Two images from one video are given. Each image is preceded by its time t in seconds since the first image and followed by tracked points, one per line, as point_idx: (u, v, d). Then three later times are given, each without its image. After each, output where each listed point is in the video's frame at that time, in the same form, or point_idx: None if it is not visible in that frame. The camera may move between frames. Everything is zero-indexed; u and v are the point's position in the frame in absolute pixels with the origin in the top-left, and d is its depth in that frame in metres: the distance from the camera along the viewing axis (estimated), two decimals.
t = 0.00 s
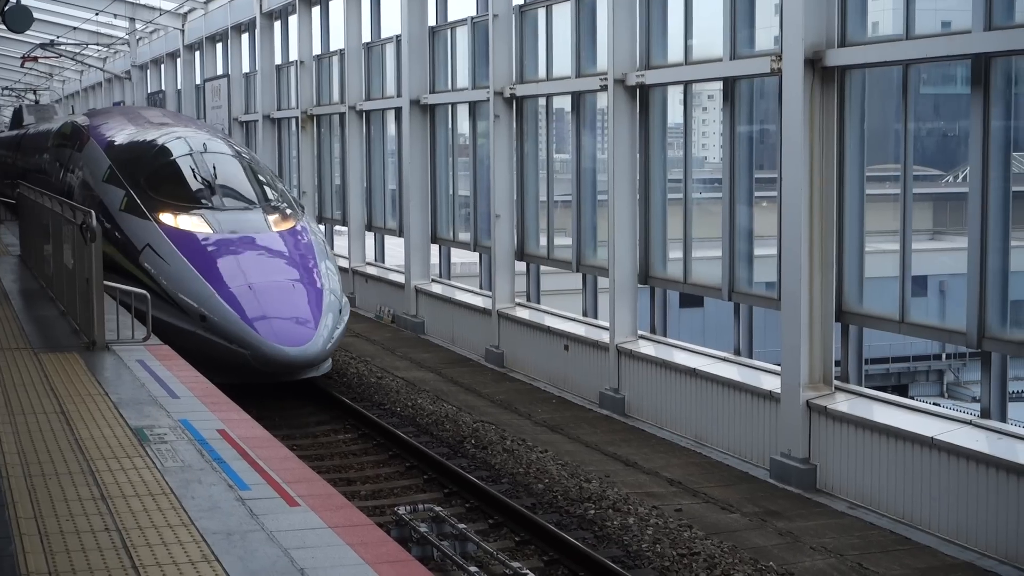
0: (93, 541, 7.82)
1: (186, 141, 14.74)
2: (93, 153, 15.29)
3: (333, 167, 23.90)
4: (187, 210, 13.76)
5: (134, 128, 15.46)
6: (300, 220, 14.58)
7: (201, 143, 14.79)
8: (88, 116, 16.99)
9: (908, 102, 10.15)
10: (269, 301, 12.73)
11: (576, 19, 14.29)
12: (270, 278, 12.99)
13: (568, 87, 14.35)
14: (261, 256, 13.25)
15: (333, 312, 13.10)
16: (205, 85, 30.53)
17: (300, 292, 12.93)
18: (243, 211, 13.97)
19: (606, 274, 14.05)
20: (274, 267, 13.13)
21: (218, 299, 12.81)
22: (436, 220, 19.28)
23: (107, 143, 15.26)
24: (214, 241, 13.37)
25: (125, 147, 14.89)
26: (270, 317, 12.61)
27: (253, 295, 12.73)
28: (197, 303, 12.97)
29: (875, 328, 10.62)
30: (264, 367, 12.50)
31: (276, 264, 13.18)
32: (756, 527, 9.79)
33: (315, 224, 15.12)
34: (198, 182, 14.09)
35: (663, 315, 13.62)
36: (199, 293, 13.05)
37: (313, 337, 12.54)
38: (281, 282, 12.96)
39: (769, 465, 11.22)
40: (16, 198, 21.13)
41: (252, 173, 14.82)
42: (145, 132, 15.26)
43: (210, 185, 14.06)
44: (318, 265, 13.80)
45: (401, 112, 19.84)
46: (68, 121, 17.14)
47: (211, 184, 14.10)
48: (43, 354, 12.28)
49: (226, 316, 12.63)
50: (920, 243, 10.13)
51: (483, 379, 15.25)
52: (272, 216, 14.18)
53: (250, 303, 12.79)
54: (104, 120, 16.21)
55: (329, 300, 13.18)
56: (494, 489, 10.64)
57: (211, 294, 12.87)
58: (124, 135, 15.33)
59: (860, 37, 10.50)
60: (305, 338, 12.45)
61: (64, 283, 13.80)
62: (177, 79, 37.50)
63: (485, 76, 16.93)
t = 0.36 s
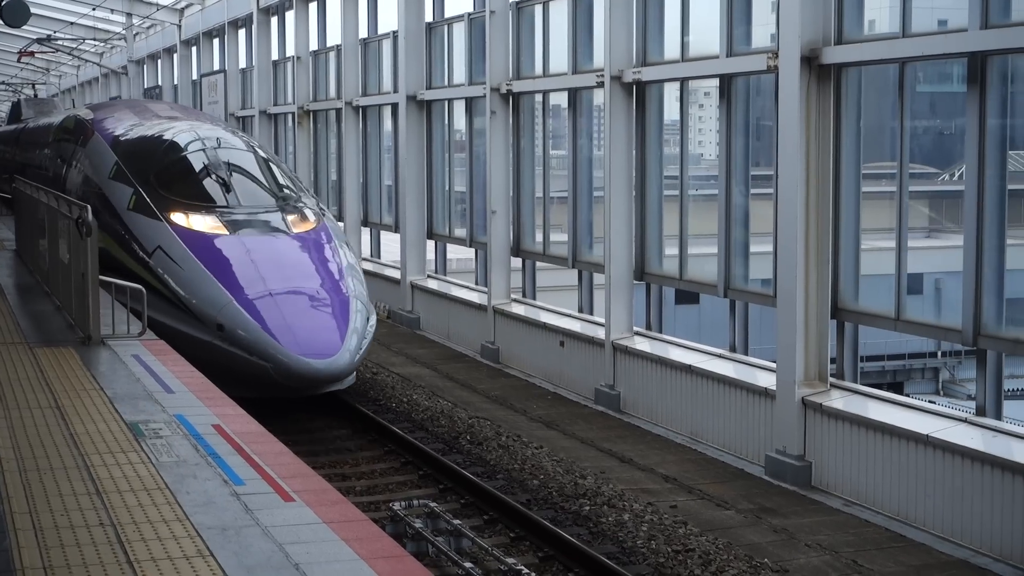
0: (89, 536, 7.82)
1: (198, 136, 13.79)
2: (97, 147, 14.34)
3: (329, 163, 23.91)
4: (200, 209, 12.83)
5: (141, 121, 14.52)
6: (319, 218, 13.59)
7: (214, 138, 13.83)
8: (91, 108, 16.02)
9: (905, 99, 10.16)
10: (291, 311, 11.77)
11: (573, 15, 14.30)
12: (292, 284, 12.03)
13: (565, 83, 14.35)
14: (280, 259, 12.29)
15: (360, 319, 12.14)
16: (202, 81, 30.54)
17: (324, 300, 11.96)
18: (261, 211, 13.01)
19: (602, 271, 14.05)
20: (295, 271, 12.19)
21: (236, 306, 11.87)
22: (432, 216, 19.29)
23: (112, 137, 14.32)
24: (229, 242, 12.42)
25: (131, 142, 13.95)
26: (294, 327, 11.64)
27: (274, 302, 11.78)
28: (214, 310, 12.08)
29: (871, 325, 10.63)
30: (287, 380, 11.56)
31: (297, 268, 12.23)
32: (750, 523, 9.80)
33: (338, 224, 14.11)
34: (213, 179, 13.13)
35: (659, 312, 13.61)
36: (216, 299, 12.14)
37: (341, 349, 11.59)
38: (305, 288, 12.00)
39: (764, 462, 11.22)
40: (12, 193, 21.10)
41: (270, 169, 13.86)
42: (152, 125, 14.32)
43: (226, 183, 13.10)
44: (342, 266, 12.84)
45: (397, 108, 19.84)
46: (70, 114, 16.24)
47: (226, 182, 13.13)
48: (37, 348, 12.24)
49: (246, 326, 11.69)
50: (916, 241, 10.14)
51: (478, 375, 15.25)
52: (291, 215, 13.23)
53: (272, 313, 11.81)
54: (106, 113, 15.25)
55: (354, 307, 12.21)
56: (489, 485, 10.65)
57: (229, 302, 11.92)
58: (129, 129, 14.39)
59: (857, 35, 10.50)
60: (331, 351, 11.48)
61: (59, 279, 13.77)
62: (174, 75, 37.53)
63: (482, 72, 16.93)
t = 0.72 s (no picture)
0: (81, 530, 7.81)
1: (208, 130, 13.06)
2: (100, 141, 13.54)
3: (322, 157, 23.86)
4: (210, 207, 12.05)
5: (145, 113, 13.73)
6: (339, 220, 12.78)
7: (225, 132, 13.12)
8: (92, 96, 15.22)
9: (899, 95, 10.14)
10: (310, 316, 10.85)
11: (567, 11, 14.24)
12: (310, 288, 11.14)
13: (559, 79, 14.31)
14: (297, 263, 11.42)
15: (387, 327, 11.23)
16: (195, 75, 30.48)
17: (346, 305, 11.06)
18: (276, 210, 12.23)
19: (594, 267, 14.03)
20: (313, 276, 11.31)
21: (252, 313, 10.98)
22: (424, 211, 19.27)
23: (114, 131, 13.52)
24: (242, 243, 11.63)
25: (136, 137, 13.16)
26: (314, 334, 10.72)
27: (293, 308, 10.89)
28: (226, 316, 11.20)
29: (864, 322, 10.63)
30: (308, 394, 10.60)
31: (316, 273, 11.36)
32: (742, 520, 9.81)
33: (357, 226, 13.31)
34: (225, 174, 12.41)
35: (651, 309, 13.59)
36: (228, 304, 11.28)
37: (366, 360, 10.64)
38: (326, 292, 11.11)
39: (756, 459, 11.23)
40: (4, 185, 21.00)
41: (284, 164, 13.16)
42: (157, 118, 13.54)
43: (240, 179, 12.40)
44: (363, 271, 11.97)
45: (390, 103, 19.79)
46: (69, 106, 15.31)
47: (240, 178, 12.40)
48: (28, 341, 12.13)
49: (262, 333, 10.78)
50: (910, 237, 10.14)
51: (469, 370, 15.25)
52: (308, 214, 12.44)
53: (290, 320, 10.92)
54: (108, 103, 14.45)
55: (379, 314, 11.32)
56: (481, 481, 10.66)
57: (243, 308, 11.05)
58: (132, 121, 13.60)
59: (851, 32, 10.49)
60: (355, 360, 10.57)
61: (51, 271, 13.71)
62: (166, 68, 37.46)
63: (476, 67, 16.89)
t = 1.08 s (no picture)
0: (95, 507, 8.48)
1: (231, 133, 13.19)
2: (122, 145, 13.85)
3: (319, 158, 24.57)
4: (235, 210, 12.17)
5: (166, 116, 13.99)
6: (363, 223, 12.87)
7: (248, 134, 13.26)
8: (114, 100, 15.61)
9: (862, 99, 10.84)
10: (341, 322, 10.86)
11: (550, 19, 14.89)
12: (341, 294, 11.12)
13: (543, 82, 14.98)
14: (326, 269, 11.40)
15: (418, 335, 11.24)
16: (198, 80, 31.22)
17: (375, 309, 11.08)
18: (301, 212, 12.35)
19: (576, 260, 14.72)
20: (343, 281, 11.29)
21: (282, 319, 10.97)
22: (417, 208, 19.96)
23: (135, 135, 13.83)
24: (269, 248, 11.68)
25: (159, 141, 13.39)
26: (343, 339, 10.74)
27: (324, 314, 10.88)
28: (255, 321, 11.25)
29: (829, 311, 11.35)
30: (338, 400, 10.62)
31: (345, 278, 11.34)
32: (716, 496, 10.55)
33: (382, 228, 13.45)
34: (250, 177, 12.55)
35: (631, 301, 14.34)
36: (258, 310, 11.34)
37: (396, 365, 10.61)
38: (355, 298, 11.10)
39: (728, 439, 11.97)
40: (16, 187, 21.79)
41: (308, 167, 13.31)
42: (178, 121, 13.77)
43: (265, 181, 12.54)
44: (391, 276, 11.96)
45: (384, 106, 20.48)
46: (90, 109, 15.64)
47: (264, 181, 12.54)
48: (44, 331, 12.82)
49: (294, 340, 10.79)
50: (873, 232, 10.86)
51: (459, 358, 15.96)
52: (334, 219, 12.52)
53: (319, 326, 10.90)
54: (131, 107, 14.77)
55: (409, 321, 11.30)
56: (472, 460, 11.40)
57: (272, 313, 11.08)
58: (152, 125, 13.89)
59: (817, 38, 11.17)
60: (385, 367, 10.56)
61: (65, 266, 14.38)
62: (171, 73, 38.26)
63: (465, 71, 17.52)
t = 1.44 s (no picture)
0: (114, 482, 9.18)
1: (258, 137, 13.68)
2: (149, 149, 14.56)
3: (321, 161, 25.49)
4: (262, 214, 12.66)
5: (190, 120, 14.69)
6: (390, 226, 13.30)
7: (274, 138, 13.76)
8: (137, 105, 16.40)
9: (826, 105, 11.71)
10: (375, 332, 11.17)
11: (536, 29, 15.73)
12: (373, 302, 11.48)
13: (530, 89, 15.83)
14: (357, 276, 11.80)
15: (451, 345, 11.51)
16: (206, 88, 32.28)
17: (408, 319, 11.40)
18: (329, 216, 12.83)
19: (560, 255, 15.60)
20: (376, 289, 11.65)
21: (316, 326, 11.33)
22: (413, 207, 20.85)
23: (160, 138, 14.55)
24: (300, 253, 12.11)
25: (186, 145, 14.01)
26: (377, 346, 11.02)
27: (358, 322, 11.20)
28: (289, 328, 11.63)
29: (795, 302, 12.27)
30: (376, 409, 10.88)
31: (377, 286, 11.71)
32: (691, 472, 11.48)
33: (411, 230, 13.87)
34: (279, 181, 13.03)
35: (611, 290, 15.23)
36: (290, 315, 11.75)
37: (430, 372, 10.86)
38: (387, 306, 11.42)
39: (701, 420, 12.90)
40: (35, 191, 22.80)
41: (333, 170, 13.80)
42: (201, 125, 14.44)
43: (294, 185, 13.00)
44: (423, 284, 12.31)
45: (382, 112, 21.37)
46: (114, 114, 16.53)
47: (294, 185, 13.02)
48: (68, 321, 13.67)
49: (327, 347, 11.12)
50: (837, 228, 11.73)
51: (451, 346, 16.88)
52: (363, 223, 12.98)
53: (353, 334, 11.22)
54: (155, 112, 15.52)
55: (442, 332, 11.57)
56: (464, 441, 12.37)
57: (306, 320, 11.44)
58: (176, 129, 14.59)
59: (785, 49, 12.05)
60: (419, 373, 10.82)
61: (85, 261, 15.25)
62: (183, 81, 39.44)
63: (457, 79, 18.31)
